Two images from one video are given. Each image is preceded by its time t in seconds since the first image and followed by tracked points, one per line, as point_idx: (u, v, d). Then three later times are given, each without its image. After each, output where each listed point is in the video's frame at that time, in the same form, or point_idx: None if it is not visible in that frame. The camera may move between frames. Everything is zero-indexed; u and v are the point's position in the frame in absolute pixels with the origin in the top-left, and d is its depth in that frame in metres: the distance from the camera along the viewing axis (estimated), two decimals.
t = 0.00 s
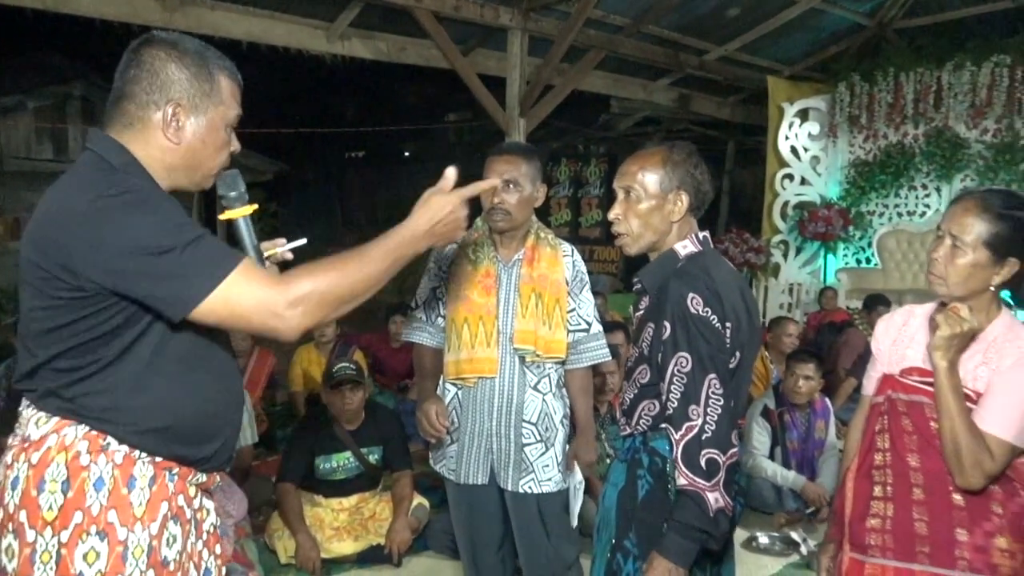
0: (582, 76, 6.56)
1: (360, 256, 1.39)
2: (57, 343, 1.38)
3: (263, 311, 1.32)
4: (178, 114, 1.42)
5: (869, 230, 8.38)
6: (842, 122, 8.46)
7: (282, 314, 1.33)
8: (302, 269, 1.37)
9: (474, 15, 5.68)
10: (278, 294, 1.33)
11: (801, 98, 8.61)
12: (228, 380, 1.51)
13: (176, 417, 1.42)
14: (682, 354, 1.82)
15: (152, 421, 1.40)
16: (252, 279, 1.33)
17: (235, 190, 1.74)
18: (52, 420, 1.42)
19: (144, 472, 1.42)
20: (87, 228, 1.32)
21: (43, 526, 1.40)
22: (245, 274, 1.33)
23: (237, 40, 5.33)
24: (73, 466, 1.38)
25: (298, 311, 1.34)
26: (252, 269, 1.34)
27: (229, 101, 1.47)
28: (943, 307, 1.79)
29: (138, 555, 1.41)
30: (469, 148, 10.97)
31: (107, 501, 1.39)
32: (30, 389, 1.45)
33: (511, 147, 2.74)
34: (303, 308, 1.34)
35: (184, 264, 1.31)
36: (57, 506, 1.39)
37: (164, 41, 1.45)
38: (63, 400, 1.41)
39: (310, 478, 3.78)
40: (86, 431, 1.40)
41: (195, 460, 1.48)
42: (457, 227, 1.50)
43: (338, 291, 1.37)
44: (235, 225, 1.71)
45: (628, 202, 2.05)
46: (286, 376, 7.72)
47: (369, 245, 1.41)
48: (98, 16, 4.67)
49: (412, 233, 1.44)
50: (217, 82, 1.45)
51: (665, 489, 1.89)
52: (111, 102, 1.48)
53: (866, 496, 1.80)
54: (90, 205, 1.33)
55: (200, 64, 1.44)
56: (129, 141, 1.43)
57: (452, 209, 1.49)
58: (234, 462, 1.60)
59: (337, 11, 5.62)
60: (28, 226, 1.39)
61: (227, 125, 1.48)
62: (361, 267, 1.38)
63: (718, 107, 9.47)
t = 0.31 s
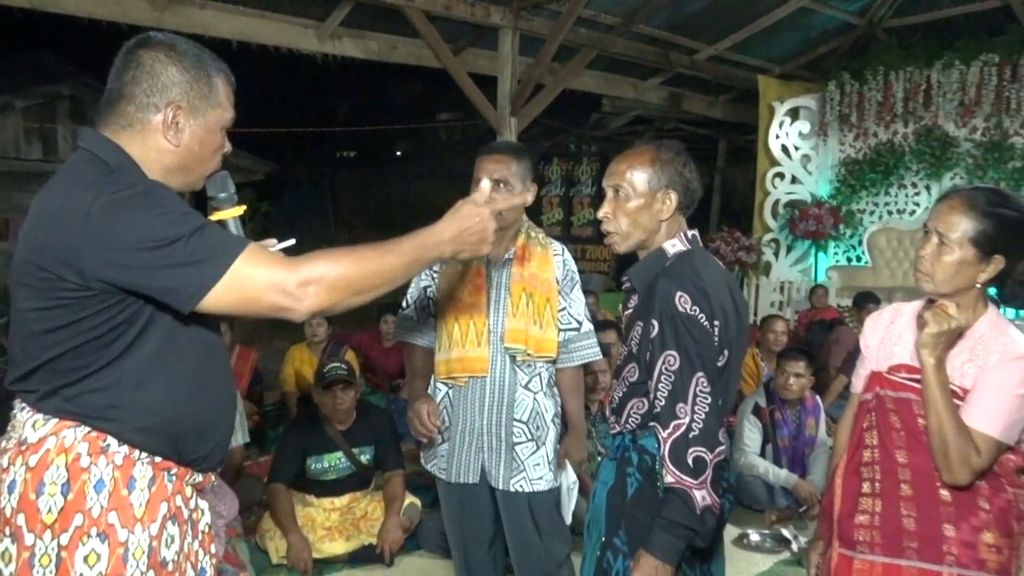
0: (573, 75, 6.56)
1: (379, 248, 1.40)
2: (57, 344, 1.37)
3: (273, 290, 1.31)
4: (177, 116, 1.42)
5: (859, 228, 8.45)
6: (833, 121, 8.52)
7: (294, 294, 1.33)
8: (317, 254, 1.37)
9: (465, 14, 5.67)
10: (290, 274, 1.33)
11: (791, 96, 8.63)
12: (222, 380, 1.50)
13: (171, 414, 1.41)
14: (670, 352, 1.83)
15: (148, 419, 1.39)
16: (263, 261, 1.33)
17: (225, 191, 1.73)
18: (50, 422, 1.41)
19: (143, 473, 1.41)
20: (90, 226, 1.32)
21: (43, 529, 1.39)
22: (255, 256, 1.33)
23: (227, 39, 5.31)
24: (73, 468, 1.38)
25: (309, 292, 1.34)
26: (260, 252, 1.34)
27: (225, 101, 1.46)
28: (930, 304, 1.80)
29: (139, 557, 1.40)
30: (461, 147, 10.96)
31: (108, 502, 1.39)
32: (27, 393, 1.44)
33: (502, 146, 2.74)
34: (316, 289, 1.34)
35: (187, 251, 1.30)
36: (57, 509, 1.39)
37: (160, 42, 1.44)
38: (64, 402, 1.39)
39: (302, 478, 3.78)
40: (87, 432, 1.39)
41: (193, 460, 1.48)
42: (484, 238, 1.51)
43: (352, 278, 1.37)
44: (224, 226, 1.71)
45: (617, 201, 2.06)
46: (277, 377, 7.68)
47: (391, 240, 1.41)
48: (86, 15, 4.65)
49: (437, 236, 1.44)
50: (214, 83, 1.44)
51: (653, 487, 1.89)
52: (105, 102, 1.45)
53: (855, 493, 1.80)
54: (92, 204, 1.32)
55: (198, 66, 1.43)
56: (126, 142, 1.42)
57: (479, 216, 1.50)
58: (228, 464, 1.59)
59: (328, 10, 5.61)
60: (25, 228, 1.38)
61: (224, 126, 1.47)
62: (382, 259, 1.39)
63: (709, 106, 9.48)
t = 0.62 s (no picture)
0: (564, 75, 6.56)
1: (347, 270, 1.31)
2: (41, 346, 1.35)
3: (227, 309, 1.24)
4: (162, 110, 1.41)
5: (850, 227, 8.47)
6: (823, 120, 8.55)
7: (252, 312, 1.25)
8: (283, 273, 1.29)
9: (456, 14, 5.67)
10: (247, 292, 1.25)
11: (782, 96, 8.65)
12: (213, 382, 1.50)
13: (168, 414, 1.41)
14: (659, 350, 1.83)
15: (146, 420, 1.39)
16: (225, 275, 1.26)
17: (214, 185, 1.73)
18: (41, 423, 1.40)
19: (134, 475, 1.41)
20: (66, 231, 1.28)
21: (33, 531, 1.38)
22: (216, 269, 1.26)
23: (218, 39, 5.29)
24: (63, 470, 1.37)
25: (267, 312, 1.25)
26: (223, 266, 1.27)
27: (210, 95, 1.46)
28: (918, 303, 1.81)
29: (129, 559, 1.40)
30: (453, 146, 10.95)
31: (98, 504, 1.38)
32: (15, 395, 1.42)
33: (493, 145, 2.74)
34: (274, 310, 1.26)
35: (154, 259, 1.24)
36: (47, 510, 1.38)
37: (143, 37, 1.43)
38: (53, 403, 1.38)
39: (293, 478, 3.77)
40: (77, 434, 1.38)
41: (185, 462, 1.47)
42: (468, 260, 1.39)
43: (314, 301, 1.28)
44: (213, 220, 1.71)
45: (606, 200, 2.06)
46: (269, 377, 7.65)
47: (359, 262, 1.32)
48: (75, 15, 4.62)
49: (411, 258, 1.34)
50: (197, 77, 1.44)
51: (644, 485, 1.89)
52: (90, 100, 1.45)
53: (844, 489, 1.81)
54: (69, 208, 1.29)
55: (180, 60, 1.43)
56: (111, 139, 1.41)
57: (461, 236, 1.38)
58: (219, 464, 1.59)
59: (318, 9, 5.60)
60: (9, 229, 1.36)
61: (210, 120, 1.47)
62: (347, 283, 1.30)
63: (701, 105, 9.50)
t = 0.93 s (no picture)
0: (555, 74, 6.57)
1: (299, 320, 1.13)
2: (23, 347, 1.32)
3: (161, 324, 1.12)
4: (159, 112, 1.39)
5: (840, 226, 8.50)
6: (813, 120, 8.59)
7: (183, 339, 1.13)
8: (240, 300, 1.14)
9: (447, 13, 5.66)
10: (188, 312, 1.12)
11: (772, 95, 8.69)
12: (200, 384, 1.48)
13: (154, 419, 1.39)
14: (649, 349, 1.83)
15: (134, 423, 1.38)
16: (172, 290, 1.14)
17: (207, 191, 1.73)
18: (25, 424, 1.38)
19: (120, 477, 1.39)
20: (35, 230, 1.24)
21: (19, 533, 1.37)
22: (165, 282, 1.14)
23: (207, 37, 5.26)
24: (47, 471, 1.35)
25: (198, 343, 1.12)
26: (173, 281, 1.15)
27: (208, 99, 1.44)
28: (907, 301, 1.82)
29: (115, 561, 1.38)
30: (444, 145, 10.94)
31: (83, 506, 1.36)
32: None
33: (485, 144, 2.74)
34: (206, 342, 1.12)
35: (109, 268, 1.15)
36: (32, 512, 1.37)
37: (143, 38, 1.42)
38: (37, 405, 1.36)
39: (284, 478, 3.76)
40: (61, 435, 1.36)
41: (173, 464, 1.45)
42: (447, 349, 1.12)
43: (252, 343, 1.12)
44: (205, 225, 1.70)
45: (596, 200, 2.06)
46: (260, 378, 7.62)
47: (319, 317, 1.13)
48: (63, 13, 4.59)
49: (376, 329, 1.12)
50: (196, 80, 1.42)
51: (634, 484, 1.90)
52: (85, 99, 1.43)
53: (834, 486, 1.82)
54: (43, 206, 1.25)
55: (179, 63, 1.41)
56: (105, 140, 1.40)
57: (445, 321, 1.12)
58: (208, 466, 1.57)
59: (309, 7, 5.59)
60: None
61: (206, 124, 1.45)
62: (300, 333, 1.12)
63: (692, 104, 9.52)
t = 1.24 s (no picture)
0: (547, 73, 6.57)
1: (261, 370, 1.07)
2: (10, 345, 1.31)
3: (131, 335, 1.09)
4: (157, 116, 1.39)
5: (831, 226, 8.53)
6: (804, 120, 8.63)
7: (149, 355, 1.09)
8: (215, 331, 1.09)
9: (439, 11, 5.66)
10: (160, 330, 1.08)
11: (764, 95, 8.73)
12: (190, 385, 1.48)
13: (143, 420, 1.39)
14: (638, 347, 1.84)
15: (122, 424, 1.37)
16: (149, 305, 1.09)
17: (198, 193, 1.66)
18: (11, 425, 1.36)
19: (107, 478, 1.38)
20: (24, 232, 1.21)
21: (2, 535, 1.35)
22: (145, 295, 1.10)
23: (198, 34, 5.24)
24: (33, 472, 1.34)
25: (161, 363, 1.08)
26: (152, 294, 1.10)
27: (206, 104, 1.44)
28: (897, 300, 1.83)
29: (102, 563, 1.37)
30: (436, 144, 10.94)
31: (69, 508, 1.35)
32: None
33: (477, 143, 2.75)
34: (169, 363, 1.08)
35: (91, 275, 1.11)
36: (17, 514, 1.35)
37: (145, 41, 1.41)
38: (25, 405, 1.35)
39: (274, 477, 3.75)
40: (47, 436, 1.35)
41: (161, 465, 1.45)
42: (381, 464, 1.02)
43: (209, 379, 1.07)
44: (196, 228, 1.67)
45: (587, 199, 2.07)
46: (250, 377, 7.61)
47: (281, 376, 1.07)
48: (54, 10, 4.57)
49: (326, 413, 1.05)
50: (195, 86, 1.42)
51: (625, 483, 1.90)
52: (82, 98, 1.42)
53: (823, 484, 1.83)
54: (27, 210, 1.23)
55: (180, 67, 1.41)
56: (100, 140, 1.39)
57: (383, 437, 1.01)
58: (196, 467, 1.57)
59: (300, 5, 5.58)
60: None
61: (204, 129, 1.45)
62: (257, 386, 1.06)
63: (684, 104, 9.54)
